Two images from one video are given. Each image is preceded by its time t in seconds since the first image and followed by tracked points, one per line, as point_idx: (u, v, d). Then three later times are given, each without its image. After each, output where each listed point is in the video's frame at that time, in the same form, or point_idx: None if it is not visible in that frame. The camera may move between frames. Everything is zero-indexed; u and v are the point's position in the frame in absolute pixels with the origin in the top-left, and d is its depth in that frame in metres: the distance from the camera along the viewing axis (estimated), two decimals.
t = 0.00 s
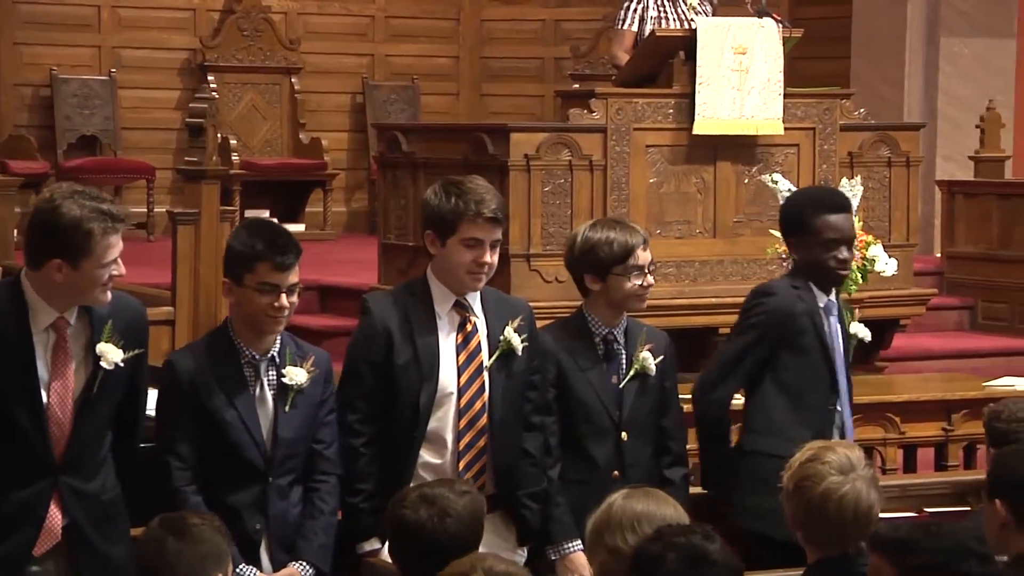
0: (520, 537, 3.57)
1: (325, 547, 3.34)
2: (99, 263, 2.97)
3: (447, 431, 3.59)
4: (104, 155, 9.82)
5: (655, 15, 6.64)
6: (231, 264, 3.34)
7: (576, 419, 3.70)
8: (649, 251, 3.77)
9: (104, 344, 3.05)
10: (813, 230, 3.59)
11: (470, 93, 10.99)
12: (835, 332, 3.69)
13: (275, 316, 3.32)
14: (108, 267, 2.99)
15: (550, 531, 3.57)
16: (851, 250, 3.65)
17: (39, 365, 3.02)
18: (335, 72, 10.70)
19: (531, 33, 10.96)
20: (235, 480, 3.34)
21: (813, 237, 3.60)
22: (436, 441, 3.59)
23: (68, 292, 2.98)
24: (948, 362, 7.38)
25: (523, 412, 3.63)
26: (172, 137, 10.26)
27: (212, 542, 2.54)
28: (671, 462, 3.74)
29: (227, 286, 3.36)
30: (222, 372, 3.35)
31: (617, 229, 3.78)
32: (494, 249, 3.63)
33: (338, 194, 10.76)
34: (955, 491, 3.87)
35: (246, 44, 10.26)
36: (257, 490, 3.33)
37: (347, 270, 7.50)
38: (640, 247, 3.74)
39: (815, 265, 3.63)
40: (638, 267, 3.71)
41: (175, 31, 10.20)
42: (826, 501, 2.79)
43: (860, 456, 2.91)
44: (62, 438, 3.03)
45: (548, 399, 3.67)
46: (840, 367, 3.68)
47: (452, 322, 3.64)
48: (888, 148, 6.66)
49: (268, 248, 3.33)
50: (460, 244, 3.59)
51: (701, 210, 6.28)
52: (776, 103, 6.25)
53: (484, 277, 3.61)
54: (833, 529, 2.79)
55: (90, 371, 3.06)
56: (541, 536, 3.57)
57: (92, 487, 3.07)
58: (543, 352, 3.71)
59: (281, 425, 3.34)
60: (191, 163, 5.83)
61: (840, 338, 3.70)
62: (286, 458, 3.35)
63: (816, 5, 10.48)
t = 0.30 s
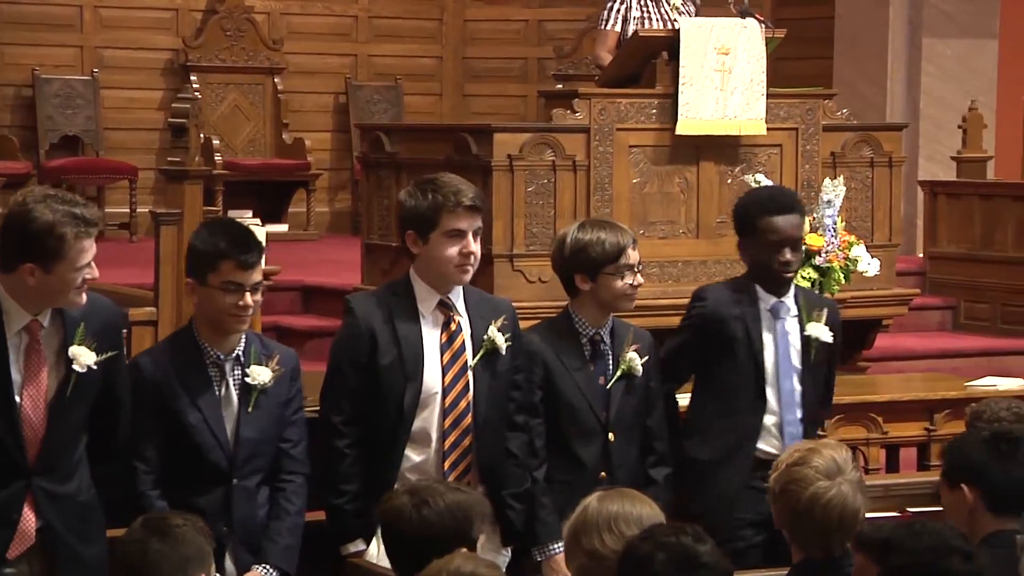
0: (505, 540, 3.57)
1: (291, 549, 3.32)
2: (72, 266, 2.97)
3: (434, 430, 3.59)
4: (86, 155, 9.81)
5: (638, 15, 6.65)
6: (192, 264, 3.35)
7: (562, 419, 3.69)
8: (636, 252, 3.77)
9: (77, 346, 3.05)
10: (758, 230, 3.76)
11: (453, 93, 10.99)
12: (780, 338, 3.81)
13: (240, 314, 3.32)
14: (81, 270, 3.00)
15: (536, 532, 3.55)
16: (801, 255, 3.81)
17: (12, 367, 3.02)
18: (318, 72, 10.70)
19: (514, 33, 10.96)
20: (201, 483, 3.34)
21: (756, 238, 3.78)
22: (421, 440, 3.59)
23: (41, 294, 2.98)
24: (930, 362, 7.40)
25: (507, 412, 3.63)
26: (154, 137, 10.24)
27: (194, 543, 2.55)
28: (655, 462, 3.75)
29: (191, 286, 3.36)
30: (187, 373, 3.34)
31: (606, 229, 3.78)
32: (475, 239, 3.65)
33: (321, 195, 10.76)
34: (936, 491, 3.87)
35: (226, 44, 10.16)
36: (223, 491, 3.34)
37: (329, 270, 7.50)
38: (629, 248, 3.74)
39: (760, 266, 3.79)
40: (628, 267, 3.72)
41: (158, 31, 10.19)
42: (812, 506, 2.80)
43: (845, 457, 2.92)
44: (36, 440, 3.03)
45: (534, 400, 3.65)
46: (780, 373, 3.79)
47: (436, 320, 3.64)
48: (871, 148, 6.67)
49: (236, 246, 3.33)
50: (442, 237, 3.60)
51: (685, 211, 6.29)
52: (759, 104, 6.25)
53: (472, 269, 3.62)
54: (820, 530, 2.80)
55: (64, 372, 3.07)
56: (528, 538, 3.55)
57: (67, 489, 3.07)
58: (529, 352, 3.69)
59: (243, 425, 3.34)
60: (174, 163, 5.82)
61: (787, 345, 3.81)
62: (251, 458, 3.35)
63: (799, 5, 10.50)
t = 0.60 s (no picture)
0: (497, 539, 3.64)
1: (284, 547, 3.32)
2: (38, 259, 3.08)
3: (423, 428, 3.59)
4: (74, 155, 9.79)
5: (626, 15, 6.66)
6: (178, 263, 3.36)
7: (549, 420, 3.68)
8: (621, 251, 3.77)
9: (51, 340, 3.18)
10: (711, 236, 3.78)
11: (441, 93, 10.97)
12: (740, 340, 3.80)
13: (223, 312, 3.31)
14: (48, 262, 3.10)
15: (523, 531, 3.60)
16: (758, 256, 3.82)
17: None
18: (307, 72, 10.69)
19: (503, 33, 10.95)
20: (191, 482, 3.34)
21: (709, 243, 3.80)
22: (410, 440, 3.59)
23: (10, 288, 3.09)
24: (917, 362, 7.42)
25: (494, 412, 3.64)
26: (142, 137, 10.22)
27: (183, 544, 2.54)
28: (643, 463, 3.75)
29: (176, 286, 3.37)
30: (178, 373, 3.34)
31: (591, 229, 3.77)
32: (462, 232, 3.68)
33: (310, 195, 10.75)
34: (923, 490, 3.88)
35: (216, 45, 10.23)
36: (214, 491, 3.33)
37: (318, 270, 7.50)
38: (614, 247, 3.74)
39: (716, 271, 3.80)
40: (611, 268, 3.71)
41: (146, 31, 10.17)
42: (797, 506, 2.81)
43: (826, 455, 2.94)
44: (14, 437, 3.15)
45: (521, 400, 3.67)
46: (739, 375, 3.78)
47: (424, 318, 3.65)
48: (859, 148, 6.69)
49: (217, 244, 3.34)
50: (431, 229, 3.63)
51: (673, 210, 6.29)
52: (748, 104, 6.25)
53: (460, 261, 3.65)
54: (806, 529, 2.81)
55: (39, 368, 3.19)
56: (516, 537, 3.61)
57: (48, 484, 3.19)
58: (515, 353, 3.70)
59: (234, 423, 3.34)
60: (163, 163, 5.82)
61: (747, 346, 3.81)
62: (242, 456, 3.35)
63: (787, 5, 10.51)
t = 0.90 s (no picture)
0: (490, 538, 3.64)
1: (284, 547, 3.32)
2: (19, 256, 3.09)
3: (413, 426, 3.63)
4: (64, 155, 9.78)
5: (614, 15, 6.66)
6: (184, 264, 3.35)
7: (534, 419, 3.69)
8: (602, 248, 3.75)
9: (33, 338, 3.19)
10: (707, 231, 3.81)
11: (432, 92, 10.98)
12: (729, 340, 3.81)
13: (229, 313, 3.31)
14: (30, 258, 3.11)
15: (511, 530, 3.59)
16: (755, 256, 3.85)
17: None
18: (297, 72, 10.68)
19: (494, 33, 10.95)
20: (193, 482, 3.33)
21: (705, 241, 3.82)
22: (400, 438, 3.63)
23: None
24: (907, 361, 7.43)
25: (482, 410, 3.65)
26: (132, 137, 10.22)
27: (173, 543, 2.54)
28: (630, 462, 3.73)
29: (182, 286, 3.37)
30: (178, 372, 3.33)
31: (569, 227, 3.76)
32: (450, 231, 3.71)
33: (300, 194, 10.74)
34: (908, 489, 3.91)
35: (206, 44, 10.23)
36: (215, 490, 3.33)
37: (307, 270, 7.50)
38: (591, 247, 3.72)
39: (710, 268, 3.82)
40: (586, 267, 3.69)
41: (136, 31, 10.16)
42: (787, 503, 2.81)
43: (816, 455, 2.93)
44: None
45: (507, 398, 3.67)
46: (725, 373, 3.79)
47: (413, 316, 3.67)
48: (849, 148, 6.70)
49: (225, 244, 3.33)
50: (422, 226, 3.66)
51: (663, 210, 6.29)
52: (738, 103, 6.26)
53: (448, 258, 3.67)
54: (796, 526, 2.81)
55: (22, 366, 3.21)
56: (504, 537, 3.60)
57: (34, 483, 3.20)
58: (502, 351, 3.71)
59: (236, 424, 3.34)
60: (152, 162, 5.81)
61: (736, 345, 3.82)
62: (243, 457, 3.34)
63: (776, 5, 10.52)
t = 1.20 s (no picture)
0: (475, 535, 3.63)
1: (288, 544, 3.34)
2: (9, 254, 3.09)
3: (402, 425, 3.63)
4: (53, 154, 9.77)
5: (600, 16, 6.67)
6: (187, 262, 3.35)
7: (522, 419, 3.69)
8: (585, 247, 3.75)
9: (21, 337, 3.21)
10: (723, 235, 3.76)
11: (422, 92, 10.98)
12: (724, 342, 3.83)
13: (234, 311, 3.32)
14: (19, 256, 3.11)
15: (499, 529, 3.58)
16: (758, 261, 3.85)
17: None
18: (286, 71, 10.67)
19: (484, 32, 10.94)
20: (191, 480, 3.33)
21: (720, 242, 3.77)
22: (389, 437, 3.63)
23: None
24: (896, 361, 7.44)
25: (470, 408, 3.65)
26: (122, 136, 10.21)
27: (163, 543, 2.53)
28: (619, 463, 3.73)
29: (183, 284, 3.36)
30: (175, 370, 3.33)
31: (553, 226, 3.76)
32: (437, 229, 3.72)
33: (290, 194, 10.73)
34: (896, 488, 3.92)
35: (195, 43, 10.21)
36: (216, 489, 3.33)
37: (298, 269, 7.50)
38: (571, 245, 3.72)
39: (712, 269, 3.81)
40: (567, 266, 3.69)
41: (126, 31, 10.15)
42: (781, 505, 2.81)
43: (810, 457, 2.94)
44: None
45: (495, 398, 3.67)
46: (721, 373, 3.81)
47: (400, 315, 3.68)
48: (838, 148, 6.71)
49: (238, 245, 3.35)
50: (408, 225, 3.66)
51: (653, 210, 6.30)
52: (728, 102, 6.26)
53: (435, 257, 3.68)
54: (786, 528, 2.81)
55: (10, 366, 3.23)
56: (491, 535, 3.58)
57: (22, 483, 3.20)
58: (488, 351, 3.70)
59: (236, 422, 3.34)
60: (142, 162, 5.81)
61: (730, 347, 3.83)
62: (244, 454, 3.34)
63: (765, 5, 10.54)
